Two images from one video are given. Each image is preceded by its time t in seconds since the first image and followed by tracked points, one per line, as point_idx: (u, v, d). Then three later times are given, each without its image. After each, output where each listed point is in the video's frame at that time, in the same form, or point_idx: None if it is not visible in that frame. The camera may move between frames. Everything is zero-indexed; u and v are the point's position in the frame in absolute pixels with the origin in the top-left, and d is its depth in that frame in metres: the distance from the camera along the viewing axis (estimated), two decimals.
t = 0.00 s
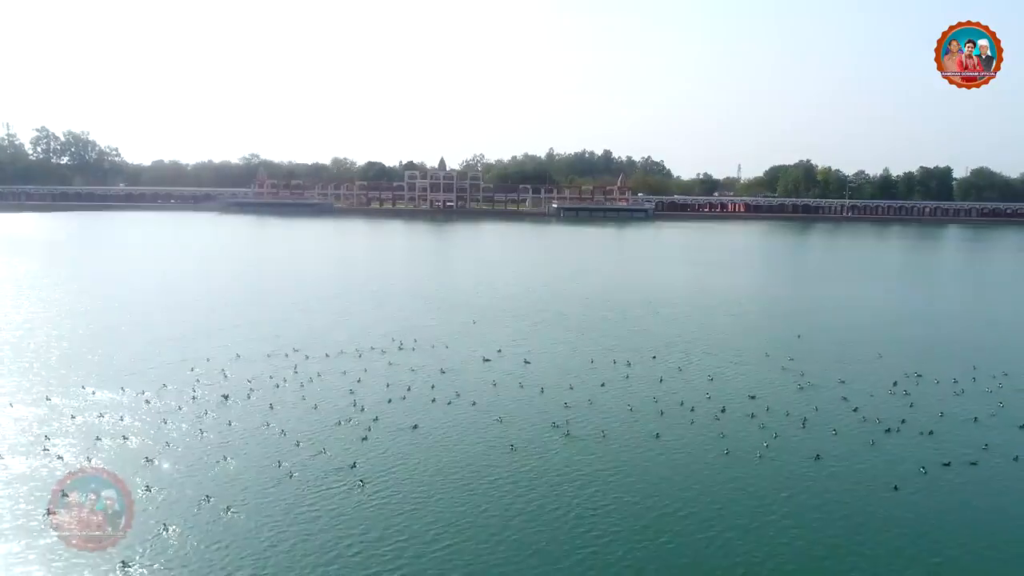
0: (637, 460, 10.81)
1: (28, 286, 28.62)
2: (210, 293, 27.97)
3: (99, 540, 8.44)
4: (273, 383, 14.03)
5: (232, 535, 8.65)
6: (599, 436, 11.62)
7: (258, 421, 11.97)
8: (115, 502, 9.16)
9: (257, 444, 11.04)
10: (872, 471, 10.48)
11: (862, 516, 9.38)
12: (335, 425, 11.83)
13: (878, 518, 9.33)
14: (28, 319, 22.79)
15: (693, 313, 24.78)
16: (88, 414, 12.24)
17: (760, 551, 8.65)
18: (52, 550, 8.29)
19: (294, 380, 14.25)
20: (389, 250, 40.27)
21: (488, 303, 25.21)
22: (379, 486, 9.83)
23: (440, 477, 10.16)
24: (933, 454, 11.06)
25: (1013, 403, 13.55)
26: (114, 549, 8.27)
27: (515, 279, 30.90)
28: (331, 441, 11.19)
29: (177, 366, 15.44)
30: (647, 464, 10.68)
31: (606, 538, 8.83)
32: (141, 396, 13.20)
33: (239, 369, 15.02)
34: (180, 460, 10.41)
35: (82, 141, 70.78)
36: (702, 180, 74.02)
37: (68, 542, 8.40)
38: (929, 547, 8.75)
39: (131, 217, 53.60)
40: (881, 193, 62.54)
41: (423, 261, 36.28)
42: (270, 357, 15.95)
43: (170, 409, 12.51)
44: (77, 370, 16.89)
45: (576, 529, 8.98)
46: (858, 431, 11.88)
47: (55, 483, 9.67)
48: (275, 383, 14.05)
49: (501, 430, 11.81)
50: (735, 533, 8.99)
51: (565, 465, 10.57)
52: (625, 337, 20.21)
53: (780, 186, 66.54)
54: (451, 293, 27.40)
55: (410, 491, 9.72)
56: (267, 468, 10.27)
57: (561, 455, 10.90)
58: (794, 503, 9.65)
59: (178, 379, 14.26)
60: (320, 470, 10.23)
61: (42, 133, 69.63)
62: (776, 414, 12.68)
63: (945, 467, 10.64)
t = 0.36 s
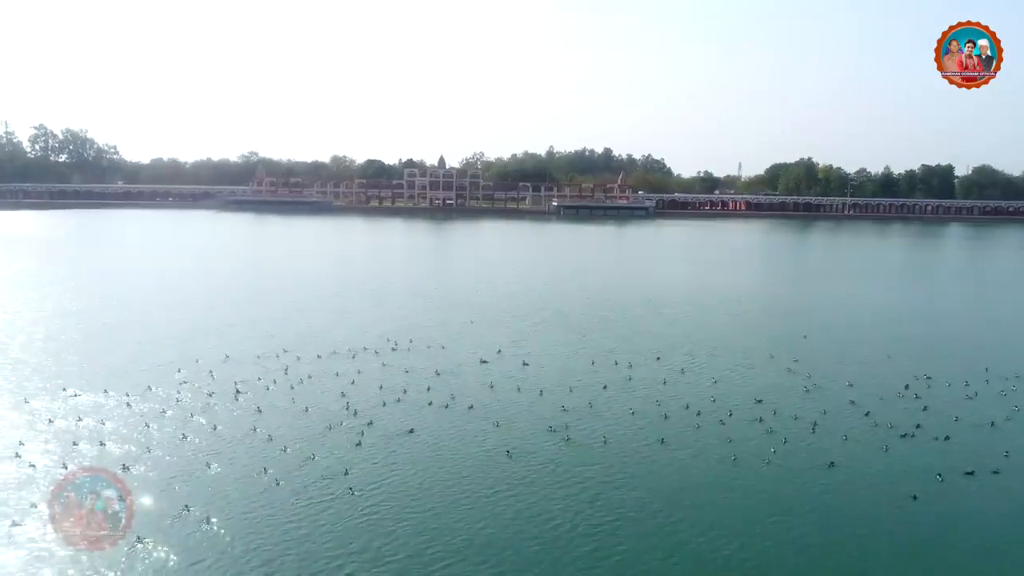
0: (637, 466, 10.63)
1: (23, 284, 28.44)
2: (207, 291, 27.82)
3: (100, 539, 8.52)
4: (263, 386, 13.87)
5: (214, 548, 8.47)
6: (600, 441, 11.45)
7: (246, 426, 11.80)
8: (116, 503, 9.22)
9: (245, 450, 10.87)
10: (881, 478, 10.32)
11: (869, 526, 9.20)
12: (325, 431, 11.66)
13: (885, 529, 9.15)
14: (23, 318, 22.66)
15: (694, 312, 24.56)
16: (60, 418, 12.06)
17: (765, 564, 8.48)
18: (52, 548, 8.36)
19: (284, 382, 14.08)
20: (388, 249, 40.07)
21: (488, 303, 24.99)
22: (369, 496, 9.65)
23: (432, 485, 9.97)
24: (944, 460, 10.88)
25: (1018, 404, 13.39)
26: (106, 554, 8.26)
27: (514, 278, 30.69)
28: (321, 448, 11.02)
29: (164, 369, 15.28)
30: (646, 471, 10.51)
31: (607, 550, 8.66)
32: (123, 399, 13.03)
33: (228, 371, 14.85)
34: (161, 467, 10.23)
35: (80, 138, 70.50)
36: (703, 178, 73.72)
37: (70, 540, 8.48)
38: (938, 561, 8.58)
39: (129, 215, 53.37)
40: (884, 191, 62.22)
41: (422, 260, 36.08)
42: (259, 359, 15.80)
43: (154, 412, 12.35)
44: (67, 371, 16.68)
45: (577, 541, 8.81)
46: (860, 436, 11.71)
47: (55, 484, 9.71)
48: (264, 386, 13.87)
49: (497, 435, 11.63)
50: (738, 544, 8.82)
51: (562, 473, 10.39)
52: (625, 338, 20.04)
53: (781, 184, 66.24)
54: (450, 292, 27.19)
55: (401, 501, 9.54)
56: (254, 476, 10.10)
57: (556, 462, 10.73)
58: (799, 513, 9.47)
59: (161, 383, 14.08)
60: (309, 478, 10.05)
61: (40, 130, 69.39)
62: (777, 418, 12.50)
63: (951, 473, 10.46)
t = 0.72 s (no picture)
0: (639, 460, 10.51)
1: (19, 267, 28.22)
2: (205, 275, 27.62)
3: (98, 541, 8.29)
4: (253, 373, 13.73)
5: (203, 546, 8.34)
6: (602, 431, 11.39)
7: (237, 414, 11.69)
8: (114, 503, 8.97)
9: (238, 441, 10.77)
10: (890, 470, 10.19)
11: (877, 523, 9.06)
12: (319, 421, 11.54)
13: (892, 526, 8.99)
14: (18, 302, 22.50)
15: (696, 296, 24.37)
16: (41, 405, 11.95)
17: (771, 565, 8.33)
18: (49, 550, 8.15)
19: (280, 369, 14.01)
20: (388, 232, 39.81)
21: (488, 287, 24.79)
22: (361, 490, 9.55)
23: (427, 480, 9.85)
24: (954, 453, 10.71)
25: None
26: (103, 557, 8.04)
27: (514, 262, 30.48)
28: (315, 439, 10.89)
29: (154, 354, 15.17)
30: (648, 465, 10.39)
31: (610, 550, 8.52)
32: (109, 386, 12.89)
33: (218, 359, 14.70)
34: (143, 459, 10.11)
35: (77, 121, 69.96)
36: (704, 161, 73.22)
37: (67, 542, 8.26)
38: (946, 560, 8.43)
39: (126, 197, 53.05)
40: (887, 174, 61.80)
41: (422, 243, 35.85)
42: (254, 343, 15.71)
43: (137, 401, 12.19)
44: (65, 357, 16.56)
45: (579, 541, 8.66)
46: (865, 427, 11.58)
47: (53, 482, 9.48)
48: (260, 372, 13.78)
49: (495, 426, 11.51)
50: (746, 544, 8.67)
51: (561, 467, 10.26)
52: (627, 323, 19.92)
53: (784, 167, 65.78)
54: (450, 276, 26.97)
55: (394, 497, 9.41)
56: (244, 468, 9.98)
57: (552, 454, 10.63)
58: (805, 509, 9.32)
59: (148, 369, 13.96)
60: (301, 471, 9.93)
61: (37, 112, 68.85)
62: (779, 407, 12.38)
63: (955, 466, 10.35)
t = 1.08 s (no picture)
0: (641, 447, 10.44)
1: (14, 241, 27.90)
2: (202, 249, 27.28)
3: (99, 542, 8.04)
4: (245, 349, 13.77)
5: (198, 536, 8.31)
6: (600, 413, 11.36)
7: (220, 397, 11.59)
8: (116, 502, 8.72)
9: (233, 423, 10.75)
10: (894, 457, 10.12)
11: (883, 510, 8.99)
12: (304, 406, 11.36)
13: (900, 516, 8.92)
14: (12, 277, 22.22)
15: (699, 271, 24.22)
16: (23, 387, 11.79)
17: (778, 558, 8.26)
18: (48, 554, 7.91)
19: (271, 349, 13.87)
20: (387, 205, 39.38)
21: (489, 262, 24.53)
22: (357, 474, 9.57)
23: (422, 466, 9.82)
24: (956, 438, 10.62)
25: None
26: (103, 559, 7.80)
27: (515, 236, 30.17)
28: (310, 422, 10.87)
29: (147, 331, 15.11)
30: (649, 451, 10.32)
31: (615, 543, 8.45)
32: (94, 365, 12.78)
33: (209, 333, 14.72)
34: (130, 443, 10.09)
35: (73, 93, 69.13)
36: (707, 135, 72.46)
37: (67, 543, 8.02)
38: (951, 551, 8.38)
39: (123, 170, 52.52)
40: (891, 147, 61.15)
41: (422, 217, 35.48)
42: (244, 320, 15.64)
43: (127, 378, 12.21)
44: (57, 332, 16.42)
45: (583, 534, 8.58)
46: (866, 409, 11.51)
47: (52, 478, 9.24)
48: (246, 352, 13.61)
49: (480, 414, 11.27)
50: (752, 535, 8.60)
51: (562, 454, 10.19)
52: (629, 299, 19.88)
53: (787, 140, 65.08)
54: (450, 250, 26.66)
55: (389, 485, 9.38)
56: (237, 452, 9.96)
57: (549, 438, 10.59)
58: (810, 500, 9.25)
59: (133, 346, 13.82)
60: (294, 455, 9.90)
61: (32, 83, 68.00)
62: (773, 392, 12.14)
63: (958, 450, 10.30)
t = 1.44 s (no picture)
0: (624, 452, 11.16)
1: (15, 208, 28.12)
2: (202, 215, 27.48)
3: (100, 540, 8.90)
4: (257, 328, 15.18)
5: (212, 535, 9.12)
6: (590, 413, 12.19)
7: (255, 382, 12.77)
8: (116, 503, 9.52)
9: (245, 420, 11.57)
10: (859, 472, 10.93)
11: (842, 527, 9.80)
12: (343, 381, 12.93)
13: (857, 533, 9.72)
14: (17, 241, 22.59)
15: (697, 238, 24.53)
16: (28, 389, 12.38)
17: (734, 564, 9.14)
18: (53, 550, 8.78)
19: (291, 333, 14.98)
20: (386, 173, 39.29)
21: (489, 230, 24.79)
22: (354, 457, 10.77)
23: (419, 467, 10.61)
24: (895, 444, 11.70)
25: (996, 370, 14.25)
26: (107, 554, 8.68)
27: (515, 204, 30.26)
28: (317, 420, 11.66)
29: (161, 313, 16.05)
30: (630, 457, 11.08)
31: (596, 547, 9.21)
32: (99, 362, 13.41)
33: (222, 313, 16.02)
34: (152, 433, 11.19)
35: (67, 57, 68.05)
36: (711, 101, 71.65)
37: (72, 542, 8.87)
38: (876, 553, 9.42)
39: (120, 137, 52.19)
40: (897, 114, 60.44)
41: (421, 184, 35.49)
42: (243, 309, 16.25)
43: (152, 358, 13.61)
44: (53, 305, 16.52)
45: (567, 538, 9.33)
46: (835, 418, 12.35)
47: (61, 479, 10.08)
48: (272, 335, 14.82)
49: (506, 385, 12.99)
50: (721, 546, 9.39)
51: (551, 457, 10.93)
52: (627, 266, 20.35)
53: (792, 105, 64.34)
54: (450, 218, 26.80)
55: (387, 485, 10.17)
56: (247, 450, 10.74)
57: (530, 431, 11.62)
58: (761, 507, 10.15)
59: (135, 340, 14.44)
60: (301, 455, 10.70)
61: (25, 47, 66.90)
62: (755, 368, 13.92)
63: (918, 466, 11.13)
